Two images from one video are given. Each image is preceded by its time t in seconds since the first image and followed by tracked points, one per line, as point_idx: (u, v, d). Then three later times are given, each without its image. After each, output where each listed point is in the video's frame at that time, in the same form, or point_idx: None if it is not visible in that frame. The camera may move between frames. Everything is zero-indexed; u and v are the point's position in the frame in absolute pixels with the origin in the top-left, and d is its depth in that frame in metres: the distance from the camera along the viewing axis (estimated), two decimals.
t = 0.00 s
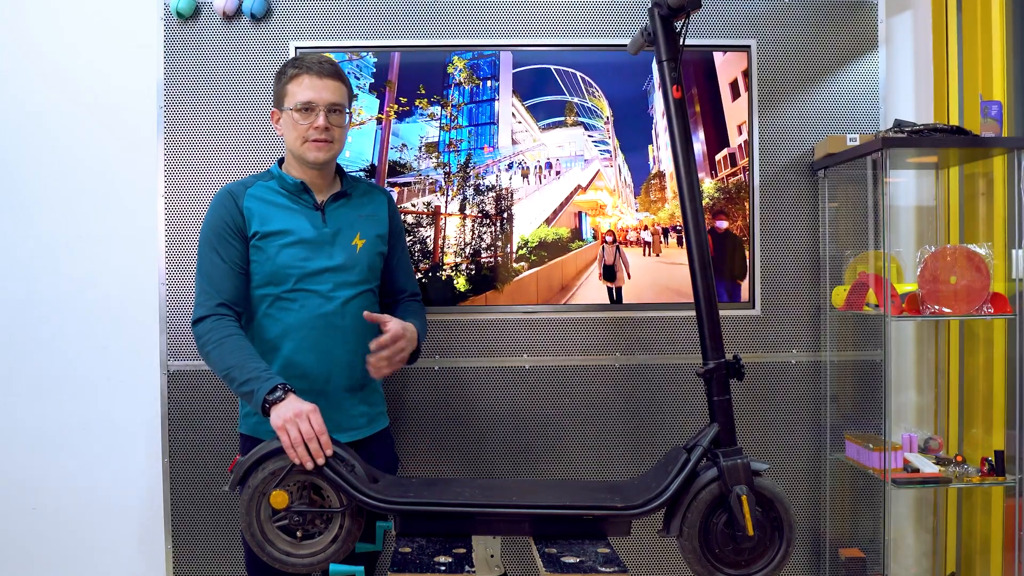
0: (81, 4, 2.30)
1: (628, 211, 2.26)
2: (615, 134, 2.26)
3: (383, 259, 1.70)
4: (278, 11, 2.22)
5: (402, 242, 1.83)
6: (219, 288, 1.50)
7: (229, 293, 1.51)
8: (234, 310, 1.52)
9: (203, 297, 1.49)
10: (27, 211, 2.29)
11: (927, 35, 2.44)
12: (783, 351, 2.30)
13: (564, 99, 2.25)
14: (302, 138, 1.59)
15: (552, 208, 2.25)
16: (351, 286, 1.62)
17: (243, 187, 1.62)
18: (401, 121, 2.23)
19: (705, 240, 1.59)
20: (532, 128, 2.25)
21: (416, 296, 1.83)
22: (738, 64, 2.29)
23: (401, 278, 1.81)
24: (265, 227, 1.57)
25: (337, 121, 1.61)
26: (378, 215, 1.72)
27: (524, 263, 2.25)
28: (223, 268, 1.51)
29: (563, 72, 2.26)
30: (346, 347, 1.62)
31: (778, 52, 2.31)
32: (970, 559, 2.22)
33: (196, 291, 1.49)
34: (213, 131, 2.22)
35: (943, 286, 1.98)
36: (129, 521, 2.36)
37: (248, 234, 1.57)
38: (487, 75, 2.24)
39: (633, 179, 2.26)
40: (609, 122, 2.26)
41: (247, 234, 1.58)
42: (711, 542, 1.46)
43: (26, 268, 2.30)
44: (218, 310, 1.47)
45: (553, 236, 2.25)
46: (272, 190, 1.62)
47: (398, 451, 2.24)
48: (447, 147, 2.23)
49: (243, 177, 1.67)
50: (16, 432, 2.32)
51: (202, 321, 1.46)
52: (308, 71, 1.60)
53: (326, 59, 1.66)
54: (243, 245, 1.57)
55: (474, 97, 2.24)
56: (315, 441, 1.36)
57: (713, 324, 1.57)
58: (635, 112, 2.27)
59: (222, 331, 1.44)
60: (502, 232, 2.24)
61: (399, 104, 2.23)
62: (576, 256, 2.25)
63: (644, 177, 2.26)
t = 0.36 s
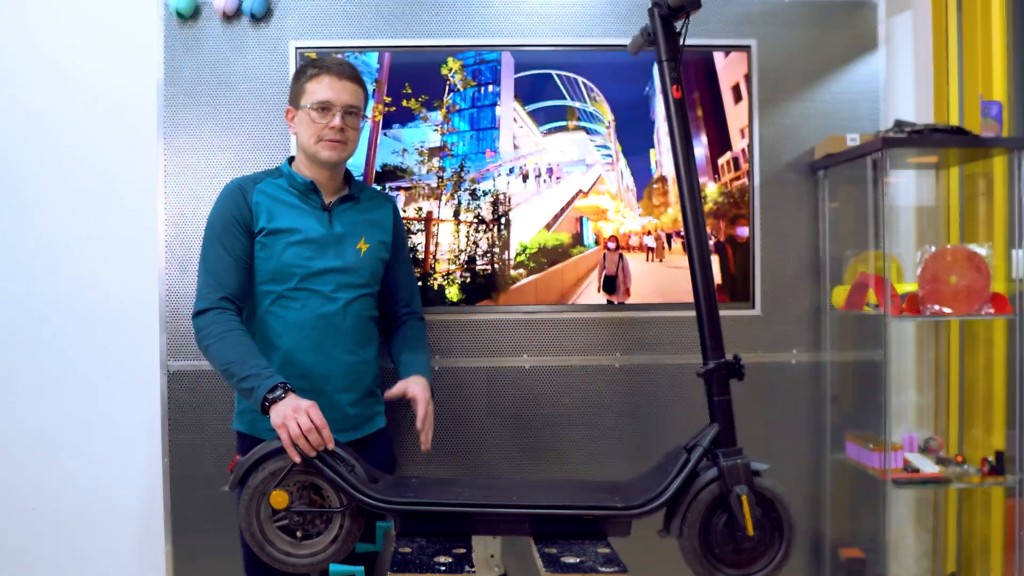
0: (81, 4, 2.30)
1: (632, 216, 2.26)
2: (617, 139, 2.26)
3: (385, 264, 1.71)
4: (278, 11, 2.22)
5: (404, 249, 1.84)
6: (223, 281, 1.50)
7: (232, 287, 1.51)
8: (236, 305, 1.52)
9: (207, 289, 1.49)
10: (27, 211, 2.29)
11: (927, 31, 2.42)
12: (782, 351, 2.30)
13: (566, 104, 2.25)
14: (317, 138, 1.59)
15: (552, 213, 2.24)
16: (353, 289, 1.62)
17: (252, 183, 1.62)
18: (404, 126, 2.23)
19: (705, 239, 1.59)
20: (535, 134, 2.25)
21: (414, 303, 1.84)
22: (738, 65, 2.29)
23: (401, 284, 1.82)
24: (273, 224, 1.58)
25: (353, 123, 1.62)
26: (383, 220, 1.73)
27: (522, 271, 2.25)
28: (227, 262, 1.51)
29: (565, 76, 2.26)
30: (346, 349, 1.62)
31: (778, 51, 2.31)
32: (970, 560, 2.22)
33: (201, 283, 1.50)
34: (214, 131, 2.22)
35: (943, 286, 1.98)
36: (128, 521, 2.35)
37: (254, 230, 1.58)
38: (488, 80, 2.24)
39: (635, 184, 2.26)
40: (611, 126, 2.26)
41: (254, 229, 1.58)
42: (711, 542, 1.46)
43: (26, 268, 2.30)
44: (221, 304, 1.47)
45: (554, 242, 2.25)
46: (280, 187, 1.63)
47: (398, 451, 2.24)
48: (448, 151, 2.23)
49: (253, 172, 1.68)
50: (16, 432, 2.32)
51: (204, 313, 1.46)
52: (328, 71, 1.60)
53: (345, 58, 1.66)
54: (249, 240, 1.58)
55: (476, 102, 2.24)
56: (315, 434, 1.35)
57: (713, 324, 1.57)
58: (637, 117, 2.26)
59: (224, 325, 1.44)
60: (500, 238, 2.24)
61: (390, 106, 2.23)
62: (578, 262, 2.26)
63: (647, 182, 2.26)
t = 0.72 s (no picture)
0: (81, 4, 2.30)
1: (634, 221, 2.26)
2: (619, 143, 2.26)
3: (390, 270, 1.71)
4: (278, 11, 2.22)
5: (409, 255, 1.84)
6: (229, 276, 1.50)
7: (238, 283, 1.50)
8: (240, 301, 1.51)
9: (213, 283, 1.48)
10: (27, 211, 2.29)
11: (928, 37, 2.43)
12: (782, 351, 2.30)
13: (568, 109, 2.25)
14: (332, 140, 1.59)
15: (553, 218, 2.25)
16: (357, 293, 1.62)
17: (266, 180, 1.63)
18: (406, 131, 2.23)
19: (705, 239, 1.59)
20: (537, 139, 2.25)
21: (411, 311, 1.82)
22: (739, 65, 2.29)
23: (402, 290, 1.82)
24: (282, 223, 1.58)
25: (367, 125, 1.61)
26: (391, 226, 1.74)
27: (521, 278, 2.25)
28: (234, 257, 1.51)
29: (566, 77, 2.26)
30: (348, 351, 1.62)
31: (779, 51, 2.31)
32: (970, 559, 2.22)
33: (208, 277, 1.49)
34: (214, 131, 2.22)
35: (943, 286, 1.98)
36: (128, 521, 2.36)
37: (263, 228, 1.58)
38: (490, 86, 2.25)
39: (638, 189, 2.26)
40: (613, 131, 2.26)
41: (263, 226, 1.59)
42: (711, 542, 1.46)
43: (26, 268, 2.30)
44: (225, 299, 1.47)
45: (554, 247, 2.25)
46: (292, 187, 1.64)
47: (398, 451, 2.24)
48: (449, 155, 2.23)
49: (265, 169, 1.69)
50: (16, 432, 2.32)
51: (208, 307, 1.46)
52: (345, 72, 1.60)
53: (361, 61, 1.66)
54: (257, 237, 1.58)
55: (478, 107, 2.24)
56: (315, 429, 1.37)
57: (713, 324, 1.57)
58: (639, 121, 2.27)
59: (228, 321, 1.44)
60: (499, 243, 2.24)
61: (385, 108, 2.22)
62: (579, 269, 2.26)
63: (648, 187, 2.26)
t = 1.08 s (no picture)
0: (80, 4, 2.30)
1: (637, 226, 2.26)
2: (620, 147, 2.26)
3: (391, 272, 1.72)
4: (278, 11, 2.22)
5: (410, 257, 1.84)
6: (231, 275, 1.49)
7: (240, 281, 1.50)
8: (242, 300, 1.50)
9: (216, 280, 1.47)
10: (27, 211, 2.29)
11: (927, 36, 2.44)
12: (783, 351, 2.30)
13: (569, 113, 2.25)
14: (341, 150, 1.59)
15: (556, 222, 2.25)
16: (359, 294, 1.63)
17: (271, 179, 1.63)
18: (408, 136, 2.23)
19: (705, 240, 1.59)
20: (539, 144, 2.25)
21: (412, 312, 1.83)
22: (738, 66, 2.29)
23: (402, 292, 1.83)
24: (287, 222, 1.58)
25: (377, 139, 1.61)
26: (393, 229, 1.75)
27: (523, 284, 2.25)
28: (238, 255, 1.50)
29: (566, 77, 2.26)
30: (349, 352, 1.62)
31: (779, 51, 2.31)
32: (970, 559, 2.23)
33: (211, 274, 1.48)
34: (214, 131, 2.22)
35: (943, 286, 1.98)
36: (128, 521, 2.36)
37: (268, 226, 1.58)
38: (491, 91, 2.25)
39: (640, 194, 2.26)
40: (613, 135, 2.26)
41: (268, 225, 1.58)
42: (711, 541, 1.46)
43: (26, 268, 2.30)
44: (228, 297, 1.46)
45: (556, 252, 2.25)
46: (298, 187, 1.64)
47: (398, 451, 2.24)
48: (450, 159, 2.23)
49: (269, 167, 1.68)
50: (16, 432, 2.32)
51: (210, 305, 1.45)
52: (360, 84, 1.58)
53: (377, 69, 1.64)
54: (261, 235, 1.57)
55: (479, 112, 2.25)
56: (314, 428, 1.36)
57: (713, 324, 1.57)
58: (640, 124, 2.27)
59: (231, 319, 1.43)
60: (500, 248, 2.24)
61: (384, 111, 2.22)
62: (581, 274, 2.26)
63: (650, 191, 2.26)
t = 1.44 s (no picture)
0: (80, 4, 2.30)
1: (639, 229, 2.26)
2: (622, 150, 2.26)
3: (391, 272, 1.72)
4: (278, 11, 2.22)
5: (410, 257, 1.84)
6: (228, 277, 1.49)
7: (237, 283, 1.50)
8: (239, 302, 1.51)
9: (212, 283, 1.48)
10: (27, 211, 2.29)
11: (928, 36, 2.44)
12: (782, 351, 2.30)
13: (570, 116, 2.25)
14: (337, 146, 1.58)
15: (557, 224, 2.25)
16: (357, 295, 1.63)
17: (268, 180, 1.63)
18: (409, 139, 2.23)
19: (705, 239, 1.59)
20: (541, 147, 2.25)
21: (413, 311, 1.82)
22: (738, 65, 2.29)
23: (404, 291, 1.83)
24: (283, 224, 1.58)
25: (373, 132, 1.61)
26: (392, 228, 1.74)
27: (524, 287, 2.25)
28: (234, 257, 1.50)
29: (566, 78, 2.26)
30: (347, 353, 1.62)
31: (778, 51, 2.31)
32: (970, 559, 2.23)
33: (207, 276, 1.49)
34: (214, 131, 2.22)
35: (943, 286, 1.98)
36: (128, 521, 2.36)
37: (265, 228, 1.58)
38: (493, 94, 2.25)
39: (642, 196, 2.26)
40: (615, 138, 2.26)
41: (264, 227, 1.58)
42: (711, 541, 1.46)
43: (26, 267, 2.30)
44: (224, 299, 1.46)
45: (558, 255, 2.25)
46: (294, 188, 1.64)
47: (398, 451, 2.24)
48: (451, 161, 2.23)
49: (266, 169, 1.68)
50: (16, 433, 2.32)
51: (207, 307, 1.45)
52: (352, 79, 1.58)
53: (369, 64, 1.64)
54: (258, 237, 1.57)
55: (481, 114, 2.24)
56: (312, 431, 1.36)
57: (713, 324, 1.57)
58: (641, 126, 2.27)
59: (227, 321, 1.43)
60: (501, 250, 2.24)
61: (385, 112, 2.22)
62: (586, 276, 2.26)
63: (653, 194, 2.26)
